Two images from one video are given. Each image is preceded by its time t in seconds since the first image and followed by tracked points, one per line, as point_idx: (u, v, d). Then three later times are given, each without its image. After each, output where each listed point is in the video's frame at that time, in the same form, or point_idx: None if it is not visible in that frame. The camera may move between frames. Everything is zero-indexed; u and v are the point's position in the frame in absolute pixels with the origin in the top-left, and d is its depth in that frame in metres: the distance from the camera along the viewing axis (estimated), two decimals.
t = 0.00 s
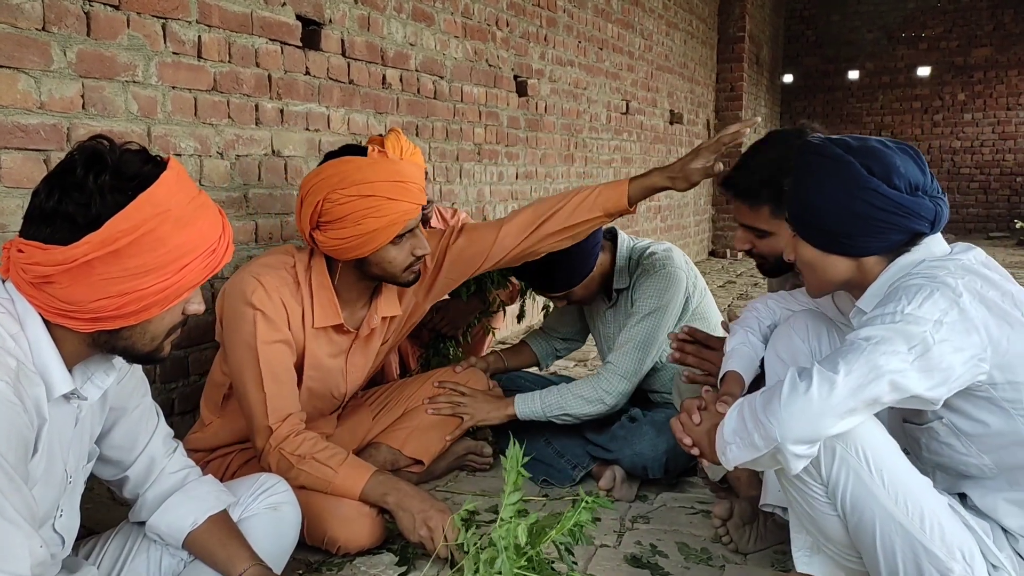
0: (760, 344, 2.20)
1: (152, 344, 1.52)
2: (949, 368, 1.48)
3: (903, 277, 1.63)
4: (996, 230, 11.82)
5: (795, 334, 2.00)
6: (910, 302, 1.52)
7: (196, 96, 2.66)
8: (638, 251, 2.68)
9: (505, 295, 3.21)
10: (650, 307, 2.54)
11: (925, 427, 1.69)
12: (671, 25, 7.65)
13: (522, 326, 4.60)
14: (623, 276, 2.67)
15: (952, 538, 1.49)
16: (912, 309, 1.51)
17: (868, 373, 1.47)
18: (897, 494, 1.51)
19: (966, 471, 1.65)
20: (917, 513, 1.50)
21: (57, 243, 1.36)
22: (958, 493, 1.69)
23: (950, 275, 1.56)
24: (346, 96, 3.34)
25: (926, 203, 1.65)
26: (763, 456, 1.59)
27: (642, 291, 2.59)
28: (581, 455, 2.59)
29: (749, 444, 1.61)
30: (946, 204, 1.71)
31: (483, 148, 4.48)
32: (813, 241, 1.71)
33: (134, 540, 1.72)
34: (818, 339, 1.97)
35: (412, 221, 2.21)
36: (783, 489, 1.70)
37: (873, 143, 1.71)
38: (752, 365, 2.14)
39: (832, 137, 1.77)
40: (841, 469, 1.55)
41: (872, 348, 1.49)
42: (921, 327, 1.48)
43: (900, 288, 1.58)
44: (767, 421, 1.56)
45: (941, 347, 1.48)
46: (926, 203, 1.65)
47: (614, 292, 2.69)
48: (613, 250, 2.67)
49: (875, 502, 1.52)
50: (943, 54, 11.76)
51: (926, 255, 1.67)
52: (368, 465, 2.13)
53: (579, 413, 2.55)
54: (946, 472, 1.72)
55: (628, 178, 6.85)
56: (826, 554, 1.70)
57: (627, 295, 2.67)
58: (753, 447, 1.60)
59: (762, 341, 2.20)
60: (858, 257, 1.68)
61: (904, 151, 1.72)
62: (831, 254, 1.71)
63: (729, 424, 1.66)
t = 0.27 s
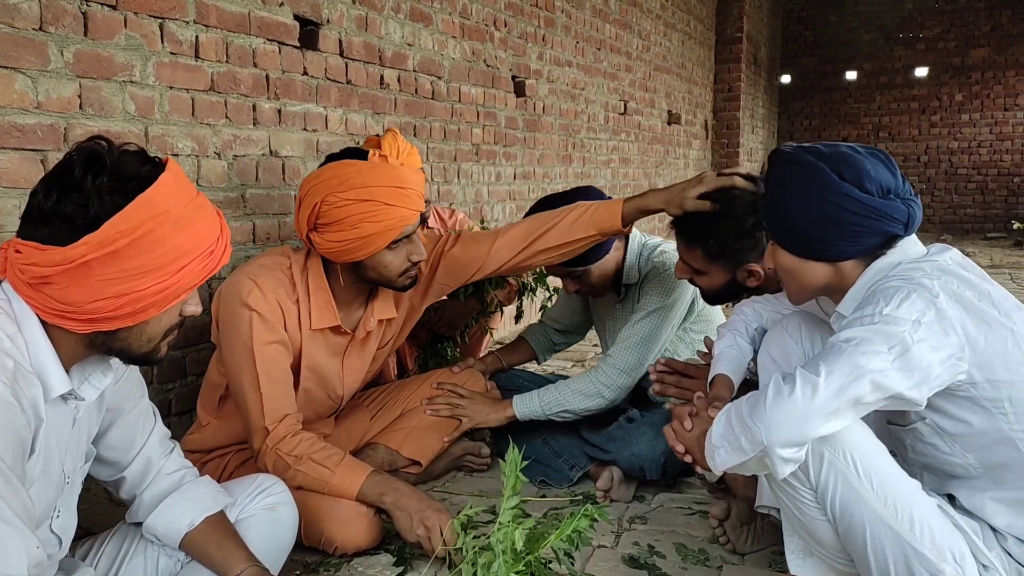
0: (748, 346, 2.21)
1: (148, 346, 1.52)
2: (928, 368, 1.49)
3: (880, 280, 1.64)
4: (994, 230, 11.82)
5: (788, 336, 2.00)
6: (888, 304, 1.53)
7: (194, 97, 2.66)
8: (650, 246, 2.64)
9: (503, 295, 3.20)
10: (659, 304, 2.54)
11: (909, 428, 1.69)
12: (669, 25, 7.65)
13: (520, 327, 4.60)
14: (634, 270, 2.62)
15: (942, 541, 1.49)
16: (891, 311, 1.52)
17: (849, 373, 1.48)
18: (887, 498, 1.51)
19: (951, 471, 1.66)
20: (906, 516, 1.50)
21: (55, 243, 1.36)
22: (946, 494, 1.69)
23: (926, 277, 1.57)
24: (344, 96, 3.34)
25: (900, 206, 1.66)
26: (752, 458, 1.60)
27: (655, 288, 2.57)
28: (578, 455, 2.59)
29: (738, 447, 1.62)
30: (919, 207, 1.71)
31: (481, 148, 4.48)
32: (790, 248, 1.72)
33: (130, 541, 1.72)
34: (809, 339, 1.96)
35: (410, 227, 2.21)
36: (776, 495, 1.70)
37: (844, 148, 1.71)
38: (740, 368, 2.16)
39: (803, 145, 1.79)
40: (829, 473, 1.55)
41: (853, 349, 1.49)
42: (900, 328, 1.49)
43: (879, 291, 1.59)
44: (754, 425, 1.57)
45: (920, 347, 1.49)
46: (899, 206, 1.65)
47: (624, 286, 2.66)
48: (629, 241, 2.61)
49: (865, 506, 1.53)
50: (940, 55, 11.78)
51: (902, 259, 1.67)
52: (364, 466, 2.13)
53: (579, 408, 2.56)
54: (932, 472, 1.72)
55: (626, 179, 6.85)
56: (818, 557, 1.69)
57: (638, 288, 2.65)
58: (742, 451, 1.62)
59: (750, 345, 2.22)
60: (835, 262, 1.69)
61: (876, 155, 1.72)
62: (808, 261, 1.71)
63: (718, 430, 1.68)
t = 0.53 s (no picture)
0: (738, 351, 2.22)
1: (142, 346, 1.51)
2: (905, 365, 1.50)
3: (854, 284, 1.67)
4: (989, 231, 11.85)
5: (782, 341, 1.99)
6: (863, 306, 1.56)
7: (189, 96, 2.65)
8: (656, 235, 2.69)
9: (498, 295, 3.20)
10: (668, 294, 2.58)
11: (890, 431, 1.69)
12: (665, 26, 7.65)
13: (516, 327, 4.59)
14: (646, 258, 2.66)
15: (936, 544, 1.49)
16: (865, 311, 1.54)
17: (833, 370, 1.49)
18: (880, 502, 1.51)
19: (935, 472, 1.66)
20: (900, 519, 1.50)
21: (49, 243, 1.35)
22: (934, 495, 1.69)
23: (897, 280, 1.60)
24: (339, 96, 3.33)
25: (851, 212, 1.68)
26: (747, 464, 1.61)
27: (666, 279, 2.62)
28: (574, 455, 2.58)
29: (733, 455, 1.63)
30: (872, 210, 1.74)
31: (476, 148, 4.48)
32: (755, 268, 1.72)
33: (124, 542, 1.71)
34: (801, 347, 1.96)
35: (378, 224, 2.17)
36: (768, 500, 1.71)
37: (785, 167, 1.75)
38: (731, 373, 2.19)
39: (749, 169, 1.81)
40: (823, 480, 1.55)
41: (835, 348, 1.51)
42: (876, 325, 1.51)
43: (852, 296, 1.62)
44: (747, 429, 1.57)
45: (897, 344, 1.50)
46: (849, 211, 1.67)
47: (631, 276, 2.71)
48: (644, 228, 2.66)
49: (860, 512, 1.53)
50: (935, 56, 11.81)
51: (874, 265, 1.70)
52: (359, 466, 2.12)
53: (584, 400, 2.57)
54: (917, 473, 1.73)
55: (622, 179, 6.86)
56: (812, 561, 1.69)
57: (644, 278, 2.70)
58: (737, 458, 1.62)
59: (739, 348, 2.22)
60: (800, 272, 1.69)
61: (820, 169, 1.76)
62: (775, 277, 1.71)
63: (712, 442, 1.69)
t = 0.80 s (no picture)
0: (724, 357, 2.21)
1: (137, 346, 1.50)
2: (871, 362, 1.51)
3: (813, 288, 1.69)
4: (985, 230, 11.87)
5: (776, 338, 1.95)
6: (824, 308, 1.58)
7: (184, 95, 2.65)
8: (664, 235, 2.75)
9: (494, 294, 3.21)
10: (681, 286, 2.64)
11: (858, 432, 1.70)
12: (661, 25, 7.65)
13: (512, 327, 4.59)
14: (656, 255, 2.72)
15: (915, 541, 1.49)
16: (828, 312, 1.56)
17: (808, 371, 1.48)
18: (858, 501, 1.51)
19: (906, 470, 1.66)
20: (879, 517, 1.50)
21: (44, 242, 1.35)
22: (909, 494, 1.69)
23: (854, 281, 1.63)
24: (335, 95, 3.33)
25: (797, 221, 1.74)
26: (732, 471, 1.61)
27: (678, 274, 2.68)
28: (570, 455, 2.59)
29: (718, 462, 1.63)
30: (818, 217, 1.81)
31: (473, 148, 4.48)
32: (716, 284, 1.75)
33: (119, 542, 1.71)
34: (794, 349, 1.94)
35: (360, 233, 2.15)
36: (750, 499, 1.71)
37: (725, 186, 1.82)
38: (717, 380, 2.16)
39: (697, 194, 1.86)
40: (801, 479, 1.56)
41: (806, 350, 1.50)
42: (841, 323, 1.53)
43: (812, 299, 1.64)
44: (728, 433, 1.58)
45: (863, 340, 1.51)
46: (796, 220, 1.74)
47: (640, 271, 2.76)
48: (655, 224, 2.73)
49: (839, 510, 1.53)
50: (931, 56, 11.83)
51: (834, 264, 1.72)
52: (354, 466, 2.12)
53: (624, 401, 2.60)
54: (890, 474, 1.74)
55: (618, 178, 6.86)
56: (799, 561, 1.69)
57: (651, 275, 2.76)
58: (722, 464, 1.62)
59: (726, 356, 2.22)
60: (760, 283, 1.73)
61: (764, 184, 1.82)
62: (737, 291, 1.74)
63: (695, 452, 1.69)
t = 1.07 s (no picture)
0: (721, 360, 2.20)
1: (137, 346, 1.50)
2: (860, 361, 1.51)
3: (796, 292, 1.67)
4: (984, 228, 11.87)
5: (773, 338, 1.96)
6: (810, 308, 1.57)
7: (183, 95, 2.64)
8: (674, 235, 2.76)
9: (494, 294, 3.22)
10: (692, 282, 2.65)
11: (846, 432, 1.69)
12: (660, 24, 7.65)
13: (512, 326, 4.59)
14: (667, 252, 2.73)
15: (909, 539, 1.49)
16: (814, 312, 1.56)
17: (798, 372, 1.48)
18: (851, 501, 1.51)
19: (894, 470, 1.66)
20: (875, 518, 1.50)
21: (43, 243, 1.34)
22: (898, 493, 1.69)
23: (837, 282, 1.62)
24: (335, 95, 3.33)
25: (776, 232, 1.70)
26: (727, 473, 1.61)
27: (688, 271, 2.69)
28: (570, 454, 2.58)
29: (713, 465, 1.63)
30: (800, 226, 1.76)
31: (472, 147, 4.47)
32: (703, 299, 1.74)
33: (119, 543, 1.71)
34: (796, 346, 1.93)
35: (355, 246, 2.14)
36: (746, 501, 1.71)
37: (704, 202, 1.80)
38: (716, 383, 2.16)
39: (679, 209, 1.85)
40: (796, 481, 1.56)
41: (796, 351, 1.50)
42: (828, 323, 1.53)
43: (795, 301, 1.63)
44: (725, 437, 1.57)
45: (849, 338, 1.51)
46: (775, 231, 1.70)
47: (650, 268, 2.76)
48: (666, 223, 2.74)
49: (835, 512, 1.53)
50: (931, 54, 11.82)
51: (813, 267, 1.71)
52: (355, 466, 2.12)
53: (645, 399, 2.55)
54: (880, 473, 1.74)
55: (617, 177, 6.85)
56: (796, 561, 1.69)
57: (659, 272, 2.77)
58: (717, 466, 1.62)
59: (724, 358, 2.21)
60: (745, 295, 1.71)
61: (742, 197, 1.79)
62: (723, 303, 1.73)
63: (690, 456, 1.69)
